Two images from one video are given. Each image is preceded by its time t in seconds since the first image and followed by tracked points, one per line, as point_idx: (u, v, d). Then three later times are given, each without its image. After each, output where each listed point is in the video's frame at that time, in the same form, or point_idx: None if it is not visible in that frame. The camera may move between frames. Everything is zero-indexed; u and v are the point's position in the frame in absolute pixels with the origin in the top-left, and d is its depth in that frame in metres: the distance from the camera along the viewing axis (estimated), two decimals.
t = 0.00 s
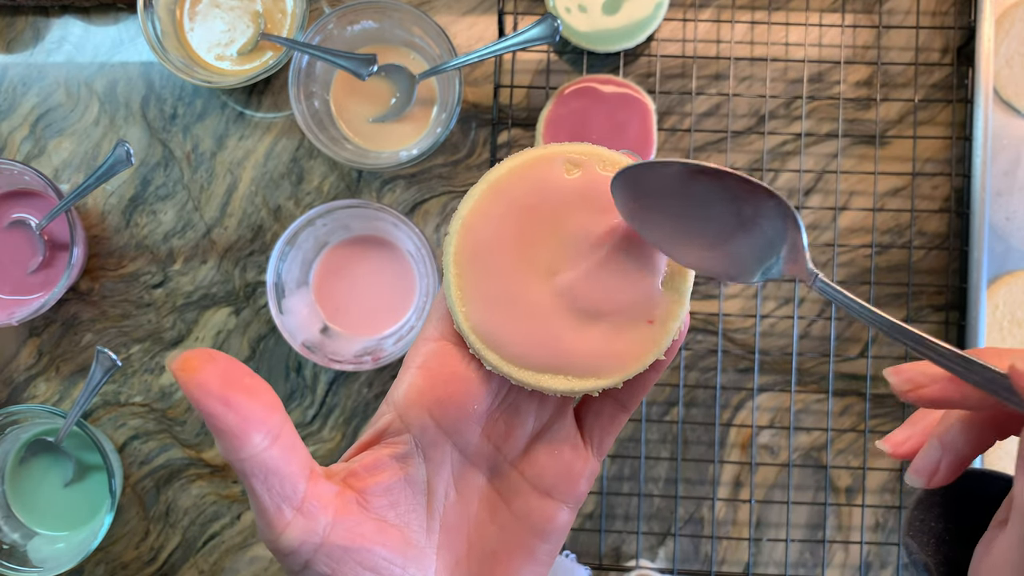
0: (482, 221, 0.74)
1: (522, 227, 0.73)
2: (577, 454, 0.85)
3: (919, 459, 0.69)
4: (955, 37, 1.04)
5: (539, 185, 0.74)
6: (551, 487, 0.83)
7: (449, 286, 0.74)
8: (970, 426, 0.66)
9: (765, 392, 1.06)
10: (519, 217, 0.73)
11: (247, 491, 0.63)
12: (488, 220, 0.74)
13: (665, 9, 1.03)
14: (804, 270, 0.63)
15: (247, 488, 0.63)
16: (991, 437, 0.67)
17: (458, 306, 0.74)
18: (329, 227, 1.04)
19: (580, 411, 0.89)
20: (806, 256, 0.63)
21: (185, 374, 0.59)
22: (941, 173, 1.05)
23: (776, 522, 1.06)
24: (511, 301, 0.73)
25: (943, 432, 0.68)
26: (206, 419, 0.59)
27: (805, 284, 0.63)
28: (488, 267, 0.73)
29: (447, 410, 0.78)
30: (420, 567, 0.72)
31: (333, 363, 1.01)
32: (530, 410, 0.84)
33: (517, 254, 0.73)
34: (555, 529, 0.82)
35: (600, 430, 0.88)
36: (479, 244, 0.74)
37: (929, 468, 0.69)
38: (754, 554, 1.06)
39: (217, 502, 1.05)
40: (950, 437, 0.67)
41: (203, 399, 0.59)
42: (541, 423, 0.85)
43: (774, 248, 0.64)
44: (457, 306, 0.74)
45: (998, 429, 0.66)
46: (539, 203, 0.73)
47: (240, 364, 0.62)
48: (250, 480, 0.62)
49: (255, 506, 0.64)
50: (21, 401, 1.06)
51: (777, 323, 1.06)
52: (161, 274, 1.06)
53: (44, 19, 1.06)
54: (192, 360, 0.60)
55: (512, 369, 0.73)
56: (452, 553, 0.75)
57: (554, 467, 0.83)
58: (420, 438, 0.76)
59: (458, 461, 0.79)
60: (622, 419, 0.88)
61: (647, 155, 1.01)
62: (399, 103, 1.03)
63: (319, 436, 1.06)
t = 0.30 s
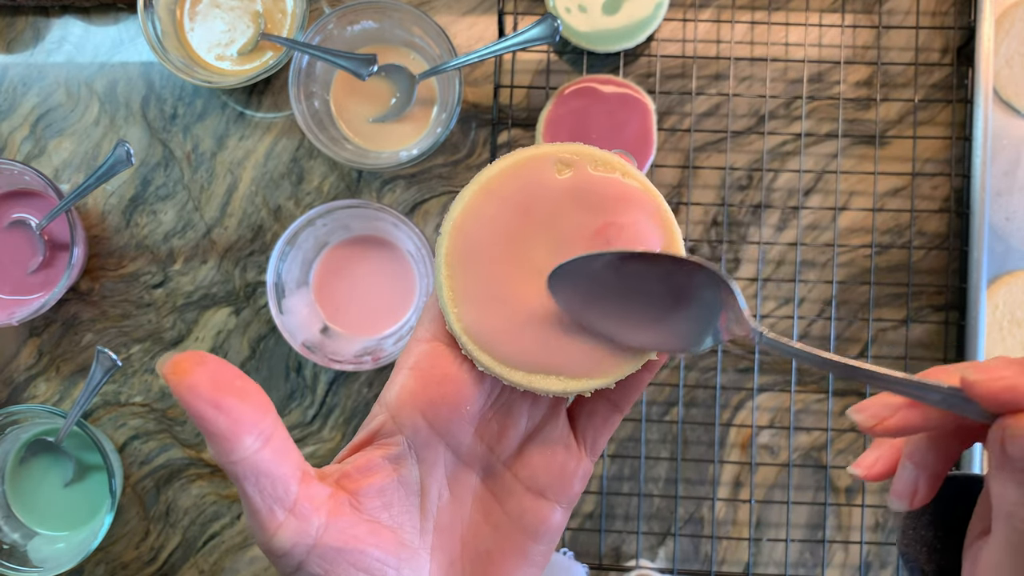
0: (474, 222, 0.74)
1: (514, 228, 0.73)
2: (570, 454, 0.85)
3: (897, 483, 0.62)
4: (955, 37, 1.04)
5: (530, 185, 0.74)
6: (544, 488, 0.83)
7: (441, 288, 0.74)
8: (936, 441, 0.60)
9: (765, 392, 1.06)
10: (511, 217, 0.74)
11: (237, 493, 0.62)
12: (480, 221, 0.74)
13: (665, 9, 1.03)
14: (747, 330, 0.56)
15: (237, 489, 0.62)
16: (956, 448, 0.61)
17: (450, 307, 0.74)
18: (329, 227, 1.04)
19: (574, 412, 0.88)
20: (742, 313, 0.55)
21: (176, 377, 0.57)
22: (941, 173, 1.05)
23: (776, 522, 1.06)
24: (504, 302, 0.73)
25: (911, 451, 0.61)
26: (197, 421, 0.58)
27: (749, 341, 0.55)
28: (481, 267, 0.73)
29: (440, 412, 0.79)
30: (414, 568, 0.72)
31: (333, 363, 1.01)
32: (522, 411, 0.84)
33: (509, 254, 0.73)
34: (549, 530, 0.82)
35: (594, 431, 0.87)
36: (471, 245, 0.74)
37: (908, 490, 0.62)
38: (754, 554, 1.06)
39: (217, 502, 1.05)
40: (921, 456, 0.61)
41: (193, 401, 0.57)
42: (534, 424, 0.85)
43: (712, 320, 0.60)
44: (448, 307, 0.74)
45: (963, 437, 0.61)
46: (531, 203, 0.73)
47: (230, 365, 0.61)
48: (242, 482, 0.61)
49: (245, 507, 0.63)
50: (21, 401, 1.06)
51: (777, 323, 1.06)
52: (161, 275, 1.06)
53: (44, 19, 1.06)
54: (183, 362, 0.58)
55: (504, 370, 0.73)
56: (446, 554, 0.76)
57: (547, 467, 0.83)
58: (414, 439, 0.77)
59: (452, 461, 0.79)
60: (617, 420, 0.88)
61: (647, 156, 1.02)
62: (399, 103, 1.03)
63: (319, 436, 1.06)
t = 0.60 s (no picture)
0: (472, 231, 0.74)
1: (512, 237, 0.73)
2: (567, 463, 0.86)
3: (943, 432, 0.70)
4: (955, 37, 1.04)
5: (529, 194, 0.74)
6: (542, 496, 0.84)
7: (438, 296, 0.75)
8: (986, 392, 0.68)
9: (765, 392, 1.06)
10: (509, 226, 0.73)
11: (234, 503, 0.63)
12: (478, 230, 0.74)
13: (665, 9, 1.03)
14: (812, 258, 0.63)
15: (234, 499, 0.63)
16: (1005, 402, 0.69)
17: (447, 316, 0.74)
18: (329, 227, 1.04)
19: (572, 421, 0.90)
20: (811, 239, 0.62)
21: (170, 387, 0.60)
22: (941, 173, 1.05)
23: (776, 522, 1.06)
24: (502, 312, 0.73)
25: (960, 400, 0.69)
26: (191, 432, 0.60)
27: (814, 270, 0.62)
28: (478, 276, 0.73)
29: (436, 420, 0.79)
30: None
31: (333, 363, 1.01)
32: (521, 419, 0.85)
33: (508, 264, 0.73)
34: (547, 539, 0.83)
35: (592, 441, 0.88)
36: (469, 253, 0.74)
37: (956, 441, 0.69)
38: (754, 554, 1.06)
39: (217, 502, 1.05)
40: (971, 405, 0.69)
41: (187, 411, 0.59)
42: (531, 433, 0.86)
43: (777, 244, 0.65)
44: (446, 316, 0.74)
45: (1013, 390, 0.68)
46: (530, 212, 0.73)
47: (226, 376, 0.63)
48: (237, 491, 0.62)
49: (242, 518, 0.64)
50: (21, 401, 1.06)
51: (777, 323, 1.06)
52: (161, 275, 1.06)
53: (44, 19, 1.06)
54: (177, 372, 0.60)
55: (501, 379, 0.73)
56: (444, 562, 0.76)
57: (544, 477, 0.84)
58: (410, 447, 0.76)
59: (449, 469, 0.79)
60: (616, 429, 0.89)
61: (647, 156, 1.02)
62: (399, 103, 1.03)
63: (319, 436, 1.06)
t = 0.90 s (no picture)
0: (474, 232, 0.75)
1: (514, 239, 0.74)
2: (568, 463, 0.85)
3: (926, 469, 0.69)
4: (955, 37, 1.04)
5: (531, 196, 0.75)
6: (543, 497, 0.83)
7: (439, 297, 0.75)
8: (960, 426, 0.69)
9: (765, 392, 1.06)
10: (511, 227, 0.74)
11: (236, 502, 0.64)
12: (480, 231, 0.75)
13: (664, 9, 1.03)
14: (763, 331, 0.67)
15: (236, 499, 0.63)
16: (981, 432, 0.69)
17: (449, 318, 0.75)
18: (329, 227, 1.04)
19: (573, 421, 0.89)
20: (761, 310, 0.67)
21: (174, 388, 0.60)
22: (941, 173, 1.05)
23: (776, 522, 1.06)
24: (503, 313, 0.73)
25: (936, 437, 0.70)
26: (194, 432, 0.61)
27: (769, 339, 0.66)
28: (480, 278, 0.74)
29: (437, 420, 0.79)
30: None
31: (333, 363, 1.01)
32: (521, 420, 0.84)
33: (509, 266, 0.74)
34: (547, 539, 0.83)
35: (593, 442, 0.88)
36: (471, 255, 0.75)
37: (940, 477, 0.69)
38: (754, 554, 1.06)
39: (217, 502, 1.05)
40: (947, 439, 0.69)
41: (191, 412, 0.60)
42: (532, 433, 0.85)
43: (730, 320, 0.68)
44: (448, 318, 0.75)
45: (985, 421, 0.69)
46: (532, 213, 0.74)
47: (229, 377, 0.64)
48: (239, 491, 0.63)
49: (244, 516, 0.64)
50: (21, 401, 1.06)
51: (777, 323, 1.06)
52: (161, 275, 1.06)
53: (44, 19, 1.06)
54: (180, 373, 0.61)
55: (502, 382, 0.74)
56: (445, 562, 0.76)
57: (545, 477, 0.83)
58: (411, 448, 0.77)
59: (449, 470, 0.79)
60: (616, 430, 0.88)
61: (647, 156, 1.02)
62: (399, 103, 1.03)
63: (319, 436, 1.06)
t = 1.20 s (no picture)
0: (526, 253, 0.75)
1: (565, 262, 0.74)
2: (603, 487, 0.87)
3: (908, 415, 0.68)
4: (955, 37, 1.04)
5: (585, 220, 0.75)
6: (576, 519, 0.85)
7: (487, 317, 0.75)
8: (948, 372, 0.67)
9: (765, 392, 1.06)
10: (563, 250, 0.74)
11: (274, 516, 0.63)
12: (532, 252, 0.75)
13: (665, 9, 1.03)
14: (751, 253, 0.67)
15: (274, 513, 0.63)
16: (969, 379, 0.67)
17: (495, 338, 0.75)
18: (329, 227, 1.04)
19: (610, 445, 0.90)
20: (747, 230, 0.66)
21: (220, 401, 0.59)
22: (941, 173, 1.05)
23: (776, 522, 1.06)
24: (552, 337, 0.73)
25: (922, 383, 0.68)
26: (238, 446, 0.60)
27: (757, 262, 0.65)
28: (529, 300, 0.74)
29: (477, 440, 0.80)
30: None
31: (333, 363, 1.01)
32: (559, 442, 0.86)
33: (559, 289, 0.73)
34: (576, 560, 0.84)
35: (629, 467, 0.89)
36: (522, 275, 0.75)
37: (920, 424, 0.68)
38: (754, 554, 1.06)
39: (217, 502, 1.05)
40: (932, 386, 0.67)
41: (236, 426, 0.59)
42: (569, 457, 0.87)
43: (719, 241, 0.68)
44: (494, 338, 0.75)
45: (974, 368, 0.67)
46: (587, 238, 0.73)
47: (272, 389, 0.63)
48: (279, 506, 0.62)
49: (280, 530, 0.64)
50: (21, 400, 1.06)
51: (777, 323, 1.06)
52: (161, 274, 1.06)
53: (43, 19, 1.06)
54: (227, 387, 0.60)
55: (547, 406, 0.74)
56: None
57: (578, 501, 0.85)
58: (449, 465, 0.77)
59: (484, 488, 0.80)
60: (653, 456, 0.89)
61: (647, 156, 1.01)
62: (399, 103, 1.03)
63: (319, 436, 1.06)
